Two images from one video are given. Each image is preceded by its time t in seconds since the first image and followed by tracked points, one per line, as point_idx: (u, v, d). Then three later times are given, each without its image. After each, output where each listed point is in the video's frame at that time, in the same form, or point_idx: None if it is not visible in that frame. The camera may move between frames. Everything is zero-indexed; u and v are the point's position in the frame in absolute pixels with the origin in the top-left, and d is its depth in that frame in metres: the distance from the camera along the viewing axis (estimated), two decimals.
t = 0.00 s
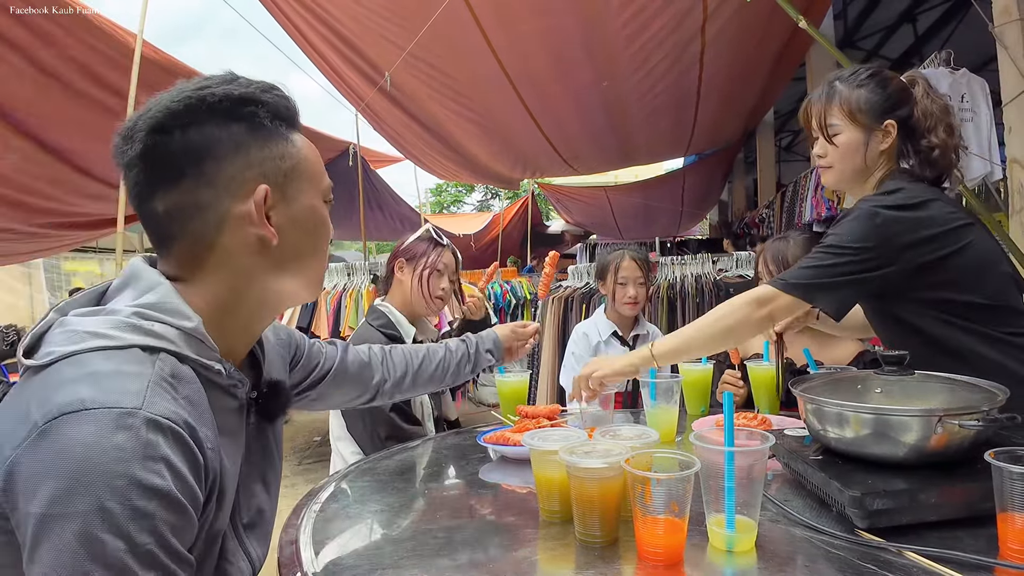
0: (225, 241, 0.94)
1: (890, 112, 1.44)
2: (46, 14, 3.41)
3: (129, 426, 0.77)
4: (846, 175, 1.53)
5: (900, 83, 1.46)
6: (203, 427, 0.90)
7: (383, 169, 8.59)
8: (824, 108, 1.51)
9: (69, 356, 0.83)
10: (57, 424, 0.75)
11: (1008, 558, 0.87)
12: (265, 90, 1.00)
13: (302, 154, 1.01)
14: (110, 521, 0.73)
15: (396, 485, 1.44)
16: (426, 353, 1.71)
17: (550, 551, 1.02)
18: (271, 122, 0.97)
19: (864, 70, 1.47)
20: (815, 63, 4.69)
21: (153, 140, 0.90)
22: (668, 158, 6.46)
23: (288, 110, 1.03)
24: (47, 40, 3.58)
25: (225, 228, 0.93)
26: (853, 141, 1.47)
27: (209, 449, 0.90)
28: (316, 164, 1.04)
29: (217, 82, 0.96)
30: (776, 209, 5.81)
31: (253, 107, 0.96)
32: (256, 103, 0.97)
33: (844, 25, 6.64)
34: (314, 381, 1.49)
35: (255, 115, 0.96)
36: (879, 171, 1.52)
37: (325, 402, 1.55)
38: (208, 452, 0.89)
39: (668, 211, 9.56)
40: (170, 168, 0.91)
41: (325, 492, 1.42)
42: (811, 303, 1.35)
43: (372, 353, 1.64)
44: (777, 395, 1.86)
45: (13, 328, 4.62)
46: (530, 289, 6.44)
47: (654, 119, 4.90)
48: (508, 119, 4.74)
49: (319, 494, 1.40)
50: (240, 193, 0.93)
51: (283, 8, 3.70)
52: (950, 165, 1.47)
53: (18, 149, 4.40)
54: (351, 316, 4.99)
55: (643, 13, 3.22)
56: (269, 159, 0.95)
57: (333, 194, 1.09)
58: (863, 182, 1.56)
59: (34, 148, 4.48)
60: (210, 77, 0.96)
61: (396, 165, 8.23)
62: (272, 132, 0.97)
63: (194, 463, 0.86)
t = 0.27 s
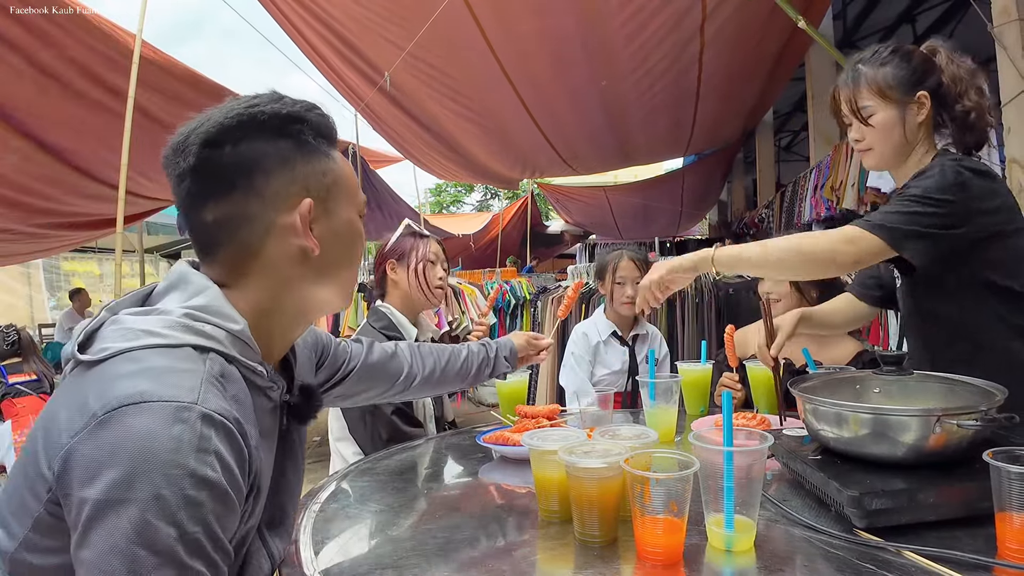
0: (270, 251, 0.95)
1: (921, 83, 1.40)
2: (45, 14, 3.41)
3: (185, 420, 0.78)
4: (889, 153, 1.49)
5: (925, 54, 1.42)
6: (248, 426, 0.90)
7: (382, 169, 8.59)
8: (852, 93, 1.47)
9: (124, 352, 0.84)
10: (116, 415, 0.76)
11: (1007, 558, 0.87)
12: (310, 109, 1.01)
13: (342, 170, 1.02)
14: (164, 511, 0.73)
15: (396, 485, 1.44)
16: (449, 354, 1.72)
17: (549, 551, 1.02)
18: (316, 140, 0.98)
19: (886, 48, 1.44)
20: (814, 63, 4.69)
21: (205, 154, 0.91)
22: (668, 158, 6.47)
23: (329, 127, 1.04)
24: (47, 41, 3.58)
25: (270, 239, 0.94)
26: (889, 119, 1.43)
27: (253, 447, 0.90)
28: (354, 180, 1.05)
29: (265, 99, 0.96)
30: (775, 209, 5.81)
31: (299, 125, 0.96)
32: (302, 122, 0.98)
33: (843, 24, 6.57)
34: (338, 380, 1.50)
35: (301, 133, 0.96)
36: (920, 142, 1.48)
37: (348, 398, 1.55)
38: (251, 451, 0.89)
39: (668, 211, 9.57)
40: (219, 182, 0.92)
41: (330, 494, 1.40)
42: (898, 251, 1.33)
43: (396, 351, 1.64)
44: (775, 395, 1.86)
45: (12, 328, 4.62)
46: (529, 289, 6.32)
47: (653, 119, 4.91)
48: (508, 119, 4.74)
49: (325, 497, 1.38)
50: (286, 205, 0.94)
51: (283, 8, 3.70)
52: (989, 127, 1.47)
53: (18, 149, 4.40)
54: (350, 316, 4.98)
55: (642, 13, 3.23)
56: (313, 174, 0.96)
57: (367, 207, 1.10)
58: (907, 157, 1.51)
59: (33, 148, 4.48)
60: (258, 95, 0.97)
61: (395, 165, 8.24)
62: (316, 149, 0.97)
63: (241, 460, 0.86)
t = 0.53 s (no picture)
0: (296, 261, 0.94)
1: (950, 71, 1.38)
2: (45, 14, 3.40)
3: (228, 417, 0.78)
4: (921, 141, 1.47)
5: (960, 40, 1.40)
6: (282, 426, 0.90)
7: (382, 169, 8.60)
8: (885, 81, 1.49)
9: (163, 351, 0.84)
10: (160, 411, 0.76)
11: (1007, 557, 0.87)
12: (337, 123, 1.01)
13: (366, 183, 1.01)
14: (207, 505, 0.73)
15: (396, 485, 1.44)
16: (459, 360, 1.72)
17: (549, 551, 1.02)
18: (342, 154, 0.98)
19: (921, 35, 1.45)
20: (814, 63, 4.69)
21: (236, 166, 0.91)
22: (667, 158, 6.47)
23: (353, 141, 1.04)
24: (47, 41, 3.57)
25: (298, 248, 0.93)
26: (917, 107, 1.43)
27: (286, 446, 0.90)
28: (378, 193, 1.04)
29: (292, 112, 0.96)
30: (774, 209, 5.82)
31: (327, 141, 0.96)
32: (329, 136, 0.98)
33: (843, 24, 6.61)
34: (350, 385, 1.51)
35: (328, 146, 0.96)
36: (957, 129, 1.44)
37: (362, 403, 1.57)
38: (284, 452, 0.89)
39: (667, 211, 9.57)
40: (250, 193, 0.92)
41: (335, 495, 1.40)
42: None
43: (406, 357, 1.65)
44: (775, 395, 1.86)
45: (12, 328, 4.62)
46: (528, 289, 6.41)
47: (653, 118, 4.91)
48: (507, 118, 4.74)
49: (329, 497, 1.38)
50: (313, 216, 0.93)
51: (282, 8, 3.70)
52: None
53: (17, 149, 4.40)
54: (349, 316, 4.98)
55: (641, 12, 3.22)
56: (339, 185, 0.95)
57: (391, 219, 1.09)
58: (945, 145, 1.48)
59: (33, 148, 4.48)
60: (286, 108, 0.97)
61: (395, 165, 8.24)
62: (342, 163, 0.97)
63: (275, 459, 0.86)
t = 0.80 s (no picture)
0: (309, 267, 0.94)
1: (979, 69, 1.41)
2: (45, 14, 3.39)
3: (254, 418, 0.78)
4: (955, 140, 1.50)
5: (985, 37, 1.43)
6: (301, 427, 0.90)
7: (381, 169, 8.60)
8: (912, 83, 1.50)
9: (186, 353, 0.84)
10: (187, 411, 0.76)
11: (1006, 557, 0.87)
12: (352, 130, 0.99)
13: (380, 189, 1.00)
14: (233, 505, 0.74)
15: (395, 485, 1.44)
16: (461, 360, 1.72)
17: (549, 551, 1.02)
18: (357, 161, 0.97)
19: (948, 33, 1.46)
20: (814, 63, 4.70)
21: (251, 173, 0.90)
22: (667, 158, 6.48)
23: (368, 147, 1.02)
24: (46, 41, 3.57)
25: (312, 255, 0.93)
26: (949, 105, 1.45)
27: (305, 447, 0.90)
28: (390, 200, 1.03)
29: (307, 119, 0.95)
30: (774, 209, 5.82)
31: (342, 149, 0.95)
32: (345, 143, 0.96)
33: (842, 24, 6.62)
34: (354, 386, 1.51)
35: (343, 154, 0.95)
36: (990, 124, 1.49)
37: (365, 404, 1.56)
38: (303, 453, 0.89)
39: (667, 211, 9.57)
40: (266, 200, 0.90)
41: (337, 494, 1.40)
42: None
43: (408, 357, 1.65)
44: (775, 394, 1.86)
45: (12, 328, 4.62)
46: (528, 289, 6.45)
47: (652, 118, 4.91)
48: (507, 118, 4.74)
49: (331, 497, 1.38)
50: (326, 223, 0.92)
51: (282, 8, 3.70)
52: None
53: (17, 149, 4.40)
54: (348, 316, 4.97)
55: (640, 11, 3.22)
56: (353, 193, 0.94)
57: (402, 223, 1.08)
58: (976, 142, 1.52)
59: (33, 149, 4.48)
60: (301, 114, 0.95)
61: (394, 165, 8.24)
62: (357, 171, 0.96)
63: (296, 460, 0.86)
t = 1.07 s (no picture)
0: (314, 273, 0.93)
1: (998, 68, 1.42)
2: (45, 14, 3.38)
3: (267, 426, 0.77)
4: (977, 140, 1.51)
5: (1001, 37, 1.45)
6: (309, 433, 0.90)
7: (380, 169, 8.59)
8: (930, 83, 1.52)
9: (197, 359, 0.84)
10: (201, 419, 0.76)
11: (1005, 557, 0.87)
12: (354, 133, 0.99)
13: (383, 193, 1.00)
14: (245, 512, 0.73)
15: (393, 485, 1.43)
16: (457, 359, 1.72)
17: (547, 551, 1.02)
18: (359, 166, 0.96)
19: (964, 34, 1.49)
20: (813, 63, 4.71)
21: (255, 181, 0.89)
22: (666, 158, 6.48)
23: (370, 150, 1.02)
24: (46, 40, 3.57)
25: (317, 261, 0.93)
26: (969, 105, 1.46)
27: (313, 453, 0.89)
28: (393, 203, 1.02)
29: (308, 124, 0.94)
30: (774, 209, 5.82)
31: (345, 154, 0.95)
32: (347, 148, 0.96)
33: (842, 24, 6.64)
34: (351, 385, 1.51)
35: (346, 159, 0.95)
36: (1009, 123, 1.49)
37: (363, 403, 1.56)
38: (311, 459, 0.89)
39: (666, 211, 9.57)
40: (271, 208, 0.90)
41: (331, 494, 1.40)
42: None
43: (402, 355, 1.65)
44: (774, 394, 1.86)
45: (12, 328, 4.62)
46: (527, 289, 6.45)
47: (651, 118, 4.91)
48: (507, 118, 4.73)
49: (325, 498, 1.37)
50: (331, 229, 0.92)
51: (281, 8, 3.70)
52: None
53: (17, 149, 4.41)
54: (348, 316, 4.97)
55: (639, 10, 3.22)
56: (356, 198, 0.94)
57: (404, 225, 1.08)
58: (997, 142, 1.53)
59: (33, 148, 4.48)
60: (302, 119, 0.95)
61: (394, 165, 8.24)
62: (360, 176, 0.96)
63: (305, 467, 0.85)
